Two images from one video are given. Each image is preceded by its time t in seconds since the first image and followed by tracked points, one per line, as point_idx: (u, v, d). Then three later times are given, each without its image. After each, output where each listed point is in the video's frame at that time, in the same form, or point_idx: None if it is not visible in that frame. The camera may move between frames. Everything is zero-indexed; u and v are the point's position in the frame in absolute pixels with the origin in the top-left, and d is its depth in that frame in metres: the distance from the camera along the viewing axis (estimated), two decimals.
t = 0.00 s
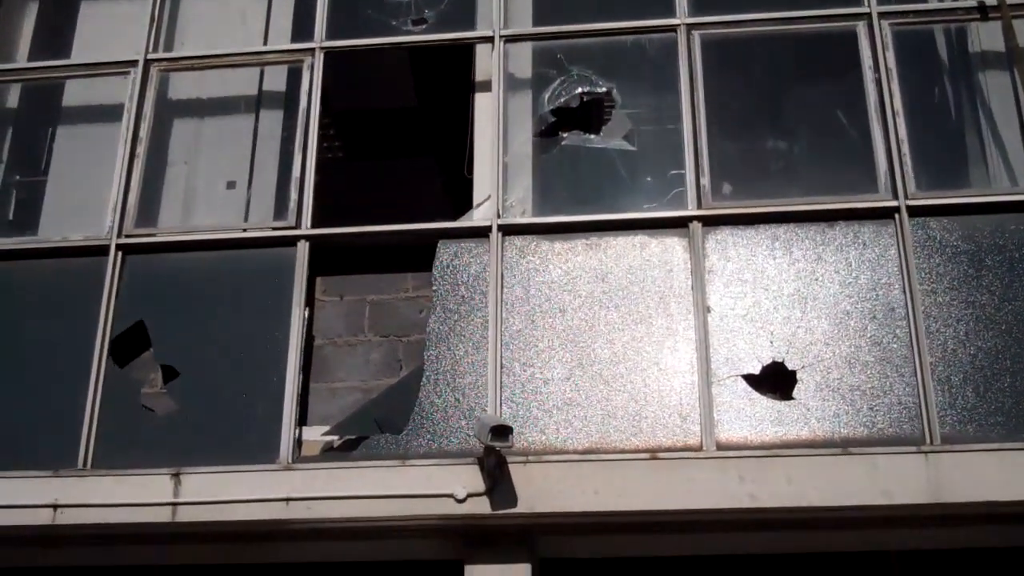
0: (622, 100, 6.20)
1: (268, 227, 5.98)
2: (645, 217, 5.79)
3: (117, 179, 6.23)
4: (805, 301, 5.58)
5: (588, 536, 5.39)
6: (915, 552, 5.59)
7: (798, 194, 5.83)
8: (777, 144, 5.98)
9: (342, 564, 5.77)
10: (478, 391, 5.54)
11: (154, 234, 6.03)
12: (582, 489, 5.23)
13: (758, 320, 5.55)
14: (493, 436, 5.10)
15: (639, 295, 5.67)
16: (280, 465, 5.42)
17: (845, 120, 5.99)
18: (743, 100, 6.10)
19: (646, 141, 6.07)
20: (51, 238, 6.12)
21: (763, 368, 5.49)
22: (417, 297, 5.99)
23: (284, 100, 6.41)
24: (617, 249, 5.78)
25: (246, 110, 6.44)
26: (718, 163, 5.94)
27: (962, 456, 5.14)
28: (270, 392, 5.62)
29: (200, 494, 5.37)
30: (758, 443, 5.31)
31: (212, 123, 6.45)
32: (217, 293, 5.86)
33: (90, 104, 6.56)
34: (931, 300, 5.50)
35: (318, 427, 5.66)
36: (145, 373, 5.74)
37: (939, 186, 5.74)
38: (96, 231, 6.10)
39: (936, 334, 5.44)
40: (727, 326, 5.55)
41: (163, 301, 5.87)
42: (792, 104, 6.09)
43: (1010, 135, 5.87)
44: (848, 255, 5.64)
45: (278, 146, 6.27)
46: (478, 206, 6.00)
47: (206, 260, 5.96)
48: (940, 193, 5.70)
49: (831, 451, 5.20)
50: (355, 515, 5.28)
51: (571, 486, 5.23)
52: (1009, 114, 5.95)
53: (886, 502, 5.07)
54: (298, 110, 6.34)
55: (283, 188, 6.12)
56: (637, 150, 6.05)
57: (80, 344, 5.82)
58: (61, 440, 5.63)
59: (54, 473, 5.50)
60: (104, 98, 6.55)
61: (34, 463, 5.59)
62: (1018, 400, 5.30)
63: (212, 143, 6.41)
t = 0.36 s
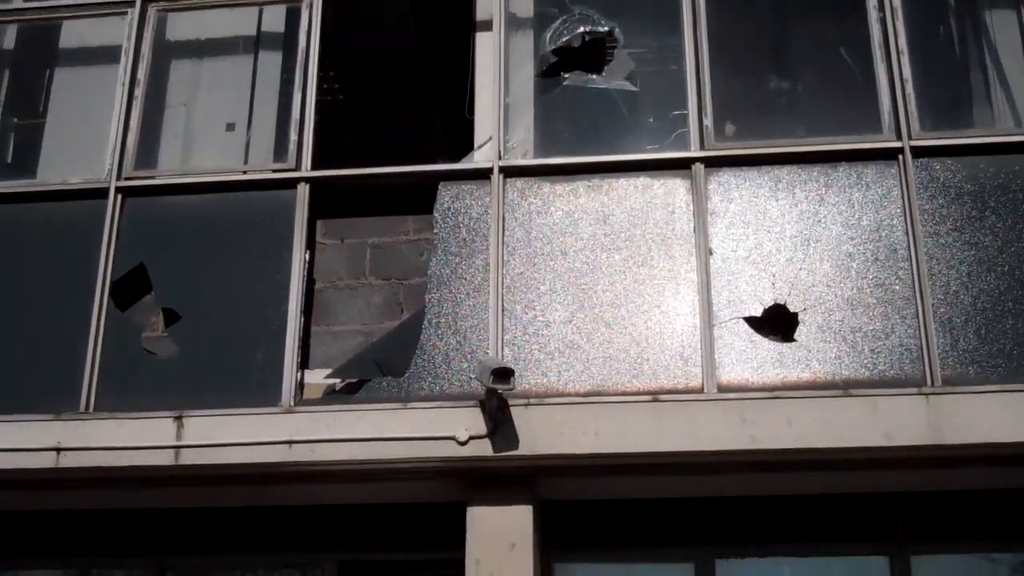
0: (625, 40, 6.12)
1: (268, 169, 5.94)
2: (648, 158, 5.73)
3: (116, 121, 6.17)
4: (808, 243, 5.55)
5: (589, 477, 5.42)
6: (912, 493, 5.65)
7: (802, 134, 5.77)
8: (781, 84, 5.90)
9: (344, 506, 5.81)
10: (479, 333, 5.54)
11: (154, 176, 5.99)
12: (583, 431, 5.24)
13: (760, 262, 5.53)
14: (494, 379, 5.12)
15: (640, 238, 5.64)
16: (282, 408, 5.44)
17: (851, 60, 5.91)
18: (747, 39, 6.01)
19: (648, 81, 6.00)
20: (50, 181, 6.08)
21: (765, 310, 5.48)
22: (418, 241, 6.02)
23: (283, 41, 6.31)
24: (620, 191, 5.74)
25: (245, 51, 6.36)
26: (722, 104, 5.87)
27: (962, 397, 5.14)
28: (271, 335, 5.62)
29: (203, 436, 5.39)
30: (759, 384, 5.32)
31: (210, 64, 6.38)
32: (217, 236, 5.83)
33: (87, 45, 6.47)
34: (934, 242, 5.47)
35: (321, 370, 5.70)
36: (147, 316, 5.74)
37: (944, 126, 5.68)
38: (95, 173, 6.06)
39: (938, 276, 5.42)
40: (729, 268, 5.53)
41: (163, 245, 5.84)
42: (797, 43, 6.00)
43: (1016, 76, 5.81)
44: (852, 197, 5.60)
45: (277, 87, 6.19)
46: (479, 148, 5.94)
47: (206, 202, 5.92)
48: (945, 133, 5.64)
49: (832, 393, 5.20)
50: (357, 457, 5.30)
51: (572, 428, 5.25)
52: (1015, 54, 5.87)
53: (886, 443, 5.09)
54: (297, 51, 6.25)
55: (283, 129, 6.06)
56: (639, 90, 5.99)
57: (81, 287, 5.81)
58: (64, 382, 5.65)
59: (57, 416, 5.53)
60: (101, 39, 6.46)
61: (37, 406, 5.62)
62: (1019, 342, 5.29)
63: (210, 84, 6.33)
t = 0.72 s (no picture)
0: (625, 3, 6.08)
1: (268, 134, 5.91)
2: (648, 121, 5.71)
3: (114, 86, 6.15)
4: (809, 206, 5.53)
5: (589, 441, 5.45)
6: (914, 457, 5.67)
7: (803, 98, 5.74)
8: (782, 47, 5.87)
9: (346, 471, 5.83)
10: (480, 298, 5.53)
11: (152, 141, 5.97)
12: (584, 395, 5.25)
13: (761, 226, 5.52)
14: (495, 342, 5.11)
15: (641, 202, 5.62)
16: (284, 373, 5.44)
17: (853, 22, 5.87)
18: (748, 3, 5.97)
19: (649, 45, 5.97)
20: (49, 146, 6.06)
21: (766, 274, 5.47)
22: (418, 206, 6.02)
23: (281, 6, 6.27)
24: (620, 155, 5.72)
25: (243, 16, 6.32)
26: (723, 66, 5.84)
27: (963, 360, 5.14)
28: (271, 301, 5.62)
29: (205, 401, 5.40)
30: (760, 348, 5.32)
31: (209, 29, 6.34)
32: (217, 201, 5.82)
33: (85, 11, 6.43)
34: (935, 205, 5.46)
35: (322, 335, 5.70)
36: (147, 282, 5.74)
37: (946, 89, 5.65)
38: (95, 139, 6.04)
39: (940, 239, 5.40)
40: (730, 232, 5.52)
41: (163, 211, 5.83)
42: (798, 6, 5.96)
43: (1019, 38, 5.78)
44: (854, 160, 5.58)
45: (276, 52, 6.16)
46: (479, 112, 5.90)
47: (205, 167, 5.90)
48: (946, 96, 5.61)
49: (833, 356, 5.21)
50: (358, 422, 5.31)
51: (573, 392, 5.25)
52: (1018, 16, 5.84)
53: (887, 406, 5.09)
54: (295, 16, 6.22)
55: (282, 93, 6.03)
56: (640, 53, 5.95)
57: (81, 253, 5.80)
58: (65, 348, 5.65)
59: (59, 381, 5.54)
60: (99, 4, 6.42)
61: (38, 371, 5.63)
62: (1020, 305, 5.28)
63: (209, 49, 6.30)
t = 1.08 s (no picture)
0: None
1: (268, 68, 5.86)
2: (653, 54, 5.65)
3: (113, 22, 6.09)
4: (816, 138, 5.48)
5: (594, 376, 5.42)
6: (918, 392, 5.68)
7: (811, 29, 5.67)
8: None
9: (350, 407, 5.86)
10: (484, 233, 5.51)
11: (152, 78, 5.91)
12: (589, 329, 5.24)
13: (766, 159, 5.47)
14: (499, 278, 5.06)
15: (646, 135, 5.57)
16: (287, 309, 5.43)
17: None
18: None
19: None
20: (49, 83, 6.01)
21: (771, 207, 5.43)
22: (421, 140, 5.98)
23: None
24: (624, 88, 5.65)
25: None
26: None
27: (968, 292, 5.11)
28: (274, 238, 5.60)
29: (209, 338, 5.39)
30: (765, 282, 5.30)
31: None
32: (218, 138, 5.78)
33: None
34: (942, 137, 5.40)
35: (325, 272, 5.71)
36: (149, 220, 5.73)
37: (954, 19, 5.59)
38: (94, 75, 5.99)
39: (947, 171, 5.36)
40: (735, 165, 5.47)
41: (164, 148, 5.80)
42: None
43: None
44: (860, 91, 5.51)
45: None
46: (481, 45, 5.84)
47: (205, 103, 5.86)
48: (955, 27, 5.55)
49: (838, 289, 5.19)
50: (361, 358, 5.30)
51: (577, 328, 5.23)
52: None
53: (891, 339, 5.06)
54: None
55: (282, 28, 5.97)
56: None
57: (83, 192, 5.79)
58: (68, 287, 5.65)
59: (62, 320, 5.54)
60: None
61: (41, 310, 5.63)
62: None
63: None
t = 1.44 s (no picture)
0: None
1: None
2: None
3: None
4: (828, 59, 5.41)
5: (603, 301, 5.39)
6: (929, 317, 5.65)
7: None
8: None
9: (359, 332, 5.88)
10: (492, 156, 5.46)
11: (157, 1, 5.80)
12: (598, 254, 5.19)
13: (778, 80, 5.41)
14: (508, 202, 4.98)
15: (656, 56, 5.50)
16: (296, 234, 5.41)
17: None
18: None
19: None
20: (52, 7, 5.92)
21: (783, 129, 5.37)
22: (428, 62, 5.86)
23: None
24: (635, 9, 5.57)
25: None
26: None
27: (983, 214, 5.03)
28: (280, 161, 5.59)
29: (217, 264, 5.37)
30: (776, 205, 5.25)
31: None
32: (224, 61, 5.74)
33: None
34: (958, 56, 5.32)
35: (333, 196, 5.67)
36: (156, 143, 5.72)
37: None
38: None
39: (962, 92, 5.27)
40: (746, 87, 5.41)
41: (170, 72, 5.77)
42: None
43: None
44: (875, 11, 5.42)
45: None
46: None
47: (210, 26, 5.79)
48: None
49: (850, 211, 5.13)
50: (370, 283, 5.27)
51: (585, 252, 5.19)
52: None
53: (904, 263, 4.99)
54: None
55: None
56: None
57: (88, 117, 5.76)
58: (76, 212, 5.66)
59: (71, 245, 5.52)
60: None
61: (50, 235, 5.64)
62: None
63: None
